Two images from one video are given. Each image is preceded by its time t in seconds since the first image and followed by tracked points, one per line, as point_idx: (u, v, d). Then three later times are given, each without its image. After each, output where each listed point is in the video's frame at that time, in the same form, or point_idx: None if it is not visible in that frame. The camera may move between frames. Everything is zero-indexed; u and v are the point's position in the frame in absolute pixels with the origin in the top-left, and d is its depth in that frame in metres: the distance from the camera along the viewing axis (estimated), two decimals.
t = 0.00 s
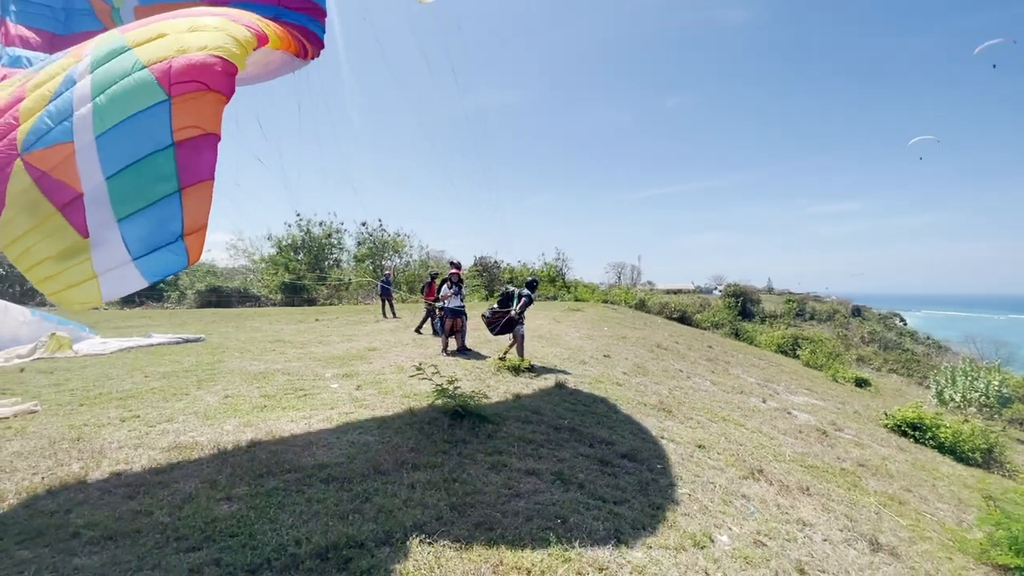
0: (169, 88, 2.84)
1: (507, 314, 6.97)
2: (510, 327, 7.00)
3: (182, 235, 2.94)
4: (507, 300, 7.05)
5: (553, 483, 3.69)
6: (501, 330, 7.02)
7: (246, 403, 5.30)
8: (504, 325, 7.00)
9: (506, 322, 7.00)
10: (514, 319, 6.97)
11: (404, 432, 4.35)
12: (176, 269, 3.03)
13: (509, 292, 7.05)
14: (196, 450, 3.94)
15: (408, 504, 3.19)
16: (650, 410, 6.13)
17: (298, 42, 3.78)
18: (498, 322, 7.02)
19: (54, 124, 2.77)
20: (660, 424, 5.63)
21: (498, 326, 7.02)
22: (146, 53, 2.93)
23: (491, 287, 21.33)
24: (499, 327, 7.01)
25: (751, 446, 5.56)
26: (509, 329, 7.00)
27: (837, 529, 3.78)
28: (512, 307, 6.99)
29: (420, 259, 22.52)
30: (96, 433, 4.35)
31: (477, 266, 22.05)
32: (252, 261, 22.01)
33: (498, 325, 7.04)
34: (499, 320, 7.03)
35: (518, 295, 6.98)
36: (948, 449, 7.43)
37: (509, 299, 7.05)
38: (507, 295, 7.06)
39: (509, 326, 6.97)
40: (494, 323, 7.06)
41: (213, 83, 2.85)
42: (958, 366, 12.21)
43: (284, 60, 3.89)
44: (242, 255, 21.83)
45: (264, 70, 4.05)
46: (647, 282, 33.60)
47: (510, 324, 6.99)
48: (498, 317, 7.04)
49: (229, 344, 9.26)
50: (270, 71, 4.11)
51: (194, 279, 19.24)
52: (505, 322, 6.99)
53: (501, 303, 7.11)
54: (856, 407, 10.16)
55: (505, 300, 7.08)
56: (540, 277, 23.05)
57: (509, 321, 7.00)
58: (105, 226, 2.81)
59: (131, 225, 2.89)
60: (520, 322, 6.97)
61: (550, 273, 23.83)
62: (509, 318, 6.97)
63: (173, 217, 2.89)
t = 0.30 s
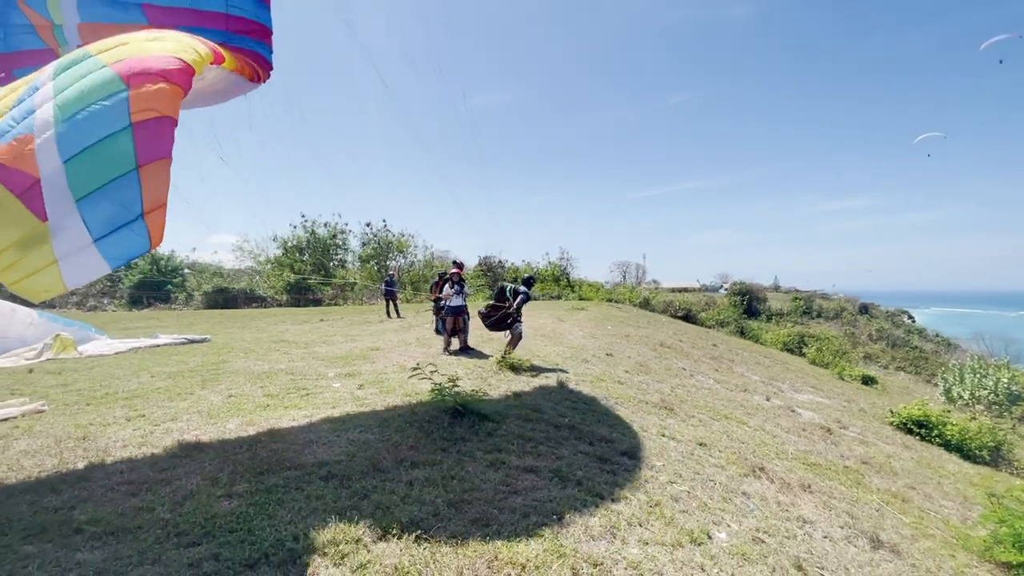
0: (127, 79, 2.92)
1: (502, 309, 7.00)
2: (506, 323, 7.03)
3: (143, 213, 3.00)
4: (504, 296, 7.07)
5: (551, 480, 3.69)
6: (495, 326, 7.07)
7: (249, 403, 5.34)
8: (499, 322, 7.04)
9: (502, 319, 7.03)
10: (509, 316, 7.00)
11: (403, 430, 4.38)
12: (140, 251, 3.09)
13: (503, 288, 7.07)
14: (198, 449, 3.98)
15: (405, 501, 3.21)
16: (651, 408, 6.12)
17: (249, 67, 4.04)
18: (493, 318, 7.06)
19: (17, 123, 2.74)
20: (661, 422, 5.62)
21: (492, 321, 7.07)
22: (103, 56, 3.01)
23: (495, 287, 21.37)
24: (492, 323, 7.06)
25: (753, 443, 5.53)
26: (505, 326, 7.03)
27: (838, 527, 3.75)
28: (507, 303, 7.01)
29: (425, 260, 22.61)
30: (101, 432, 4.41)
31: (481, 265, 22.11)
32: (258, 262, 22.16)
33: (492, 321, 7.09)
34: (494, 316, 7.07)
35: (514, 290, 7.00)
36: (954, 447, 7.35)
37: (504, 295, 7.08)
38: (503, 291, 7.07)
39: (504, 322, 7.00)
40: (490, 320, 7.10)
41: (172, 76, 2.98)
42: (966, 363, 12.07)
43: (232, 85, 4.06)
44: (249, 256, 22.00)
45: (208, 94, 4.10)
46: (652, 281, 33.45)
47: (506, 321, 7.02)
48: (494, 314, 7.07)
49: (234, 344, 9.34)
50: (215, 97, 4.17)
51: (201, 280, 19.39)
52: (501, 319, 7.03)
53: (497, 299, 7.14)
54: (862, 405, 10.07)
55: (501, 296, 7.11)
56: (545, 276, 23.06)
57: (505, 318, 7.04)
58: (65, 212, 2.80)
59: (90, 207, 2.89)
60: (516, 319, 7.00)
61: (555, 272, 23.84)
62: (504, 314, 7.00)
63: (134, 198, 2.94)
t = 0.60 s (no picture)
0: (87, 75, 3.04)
1: (502, 313, 7.03)
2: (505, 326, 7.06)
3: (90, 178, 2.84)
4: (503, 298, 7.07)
5: (552, 481, 3.70)
6: (494, 329, 7.11)
7: (253, 404, 5.38)
8: (498, 325, 7.07)
9: (501, 322, 7.07)
10: (508, 318, 7.02)
11: (406, 431, 4.40)
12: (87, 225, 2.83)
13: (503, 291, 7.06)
14: (202, 450, 4.02)
15: (407, 502, 3.23)
16: (654, 408, 6.11)
17: (204, 97, 4.20)
18: (492, 321, 7.10)
19: None
20: (664, 422, 5.62)
21: (491, 324, 7.11)
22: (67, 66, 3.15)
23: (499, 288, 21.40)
24: (492, 326, 7.09)
25: (756, 443, 5.52)
26: (504, 329, 7.05)
27: (840, 526, 3.75)
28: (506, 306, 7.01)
29: (428, 261, 22.67)
30: (108, 435, 4.46)
31: (485, 266, 22.15)
32: (263, 264, 22.29)
33: (491, 323, 7.13)
34: (493, 319, 7.11)
35: (513, 293, 6.98)
36: (960, 446, 7.30)
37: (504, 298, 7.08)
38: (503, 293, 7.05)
39: (503, 326, 7.02)
40: (489, 322, 7.13)
41: (136, 81, 3.11)
42: (973, 361, 11.98)
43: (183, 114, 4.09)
44: (253, 259, 22.11)
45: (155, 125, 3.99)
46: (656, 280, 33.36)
47: (505, 324, 7.04)
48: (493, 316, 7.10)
49: (239, 346, 9.41)
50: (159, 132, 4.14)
51: (206, 283, 19.51)
52: (500, 322, 7.07)
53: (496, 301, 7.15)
54: (867, 404, 10.01)
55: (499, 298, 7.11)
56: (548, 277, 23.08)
57: (504, 321, 7.06)
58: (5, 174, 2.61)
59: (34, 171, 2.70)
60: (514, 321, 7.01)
61: (558, 272, 23.84)
62: (504, 317, 7.03)
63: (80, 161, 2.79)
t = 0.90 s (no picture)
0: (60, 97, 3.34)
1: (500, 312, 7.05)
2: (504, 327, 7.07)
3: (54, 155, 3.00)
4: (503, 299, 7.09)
5: (557, 483, 3.70)
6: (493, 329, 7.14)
7: (258, 407, 5.41)
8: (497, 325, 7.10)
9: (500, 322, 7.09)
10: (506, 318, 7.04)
11: (411, 434, 4.41)
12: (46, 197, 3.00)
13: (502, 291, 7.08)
14: (208, 454, 4.04)
15: (413, 504, 3.24)
16: (658, 410, 6.11)
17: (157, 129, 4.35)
18: (491, 321, 7.14)
19: None
20: (668, 424, 5.61)
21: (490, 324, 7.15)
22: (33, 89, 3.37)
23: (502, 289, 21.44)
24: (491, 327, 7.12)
25: (761, 445, 5.50)
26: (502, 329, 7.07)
27: (846, 528, 3.74)
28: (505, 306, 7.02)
29: (431, 263, 22.74)
30: (116, 438, 4.50)
31: (488, 268, 22.20)
32: (267, 268, 22.40)
33: (490, 323, 7.17)
34: (492, 319, 7.15)
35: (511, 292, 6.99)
36: (967, 447, 7.26)
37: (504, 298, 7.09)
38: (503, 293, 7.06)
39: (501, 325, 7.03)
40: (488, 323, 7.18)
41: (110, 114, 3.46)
42: (980, 361, 11.89)
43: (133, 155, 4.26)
44: (257, 262, 22.21)
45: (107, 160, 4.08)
46: (660, 281, 33.31)
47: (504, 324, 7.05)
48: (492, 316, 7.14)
49: (243, 349, 9.45)
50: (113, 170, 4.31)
51: (211, 286, 19.61)
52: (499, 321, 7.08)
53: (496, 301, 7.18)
54: (873, 405, 9.97)
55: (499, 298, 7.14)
56: (551, 279, 23.12)
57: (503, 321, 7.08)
58: None
59: None
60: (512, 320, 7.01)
61: (561, 274, 23.87)
62: (503, 317, 7.05)
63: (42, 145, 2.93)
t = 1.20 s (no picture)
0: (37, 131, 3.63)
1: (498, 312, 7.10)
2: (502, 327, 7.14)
3: None
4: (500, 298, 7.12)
5: (563, 485, 3.70)
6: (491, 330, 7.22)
7: (264, 410, 5.43)
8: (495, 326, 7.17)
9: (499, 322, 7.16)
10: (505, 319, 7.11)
11: (416, 436, 4.41)
12: None
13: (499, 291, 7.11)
14: (215, 456, 4.06)
15: (419, 506, 3.25)
16: (663, 412, 6.09)
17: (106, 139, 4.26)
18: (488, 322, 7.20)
19: None
20: (673, 426, 5.59)
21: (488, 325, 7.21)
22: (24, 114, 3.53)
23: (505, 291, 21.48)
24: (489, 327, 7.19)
25: (767, 447, 5.48)
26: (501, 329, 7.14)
27: (854, 531, 3.71)
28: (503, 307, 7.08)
29: (434, 265, 22.80)
30: (123, 441, 4.52)
31: (491, 270, 22.26)
32: (271, 270, 22.51)
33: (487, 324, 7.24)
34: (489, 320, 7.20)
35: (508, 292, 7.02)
36: (975, 448, 7.21)
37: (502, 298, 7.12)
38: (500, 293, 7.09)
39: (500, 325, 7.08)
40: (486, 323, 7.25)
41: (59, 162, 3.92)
42: (987, 362, 11.81)
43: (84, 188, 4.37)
44: (262, 265, 22.32)
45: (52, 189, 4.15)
46: (663, 282, 33.24)
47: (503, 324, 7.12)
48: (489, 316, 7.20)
49: (248, 352, 9.49)
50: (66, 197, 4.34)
51: (215, 288, 19.72)
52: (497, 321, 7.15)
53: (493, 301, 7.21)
54: (879, 406, 9.92)
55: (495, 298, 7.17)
56: (554, 281, 23.14)
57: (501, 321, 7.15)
58: None
59: None
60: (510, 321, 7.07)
61: (564, 276, 23.89)
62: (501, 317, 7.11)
63: None
